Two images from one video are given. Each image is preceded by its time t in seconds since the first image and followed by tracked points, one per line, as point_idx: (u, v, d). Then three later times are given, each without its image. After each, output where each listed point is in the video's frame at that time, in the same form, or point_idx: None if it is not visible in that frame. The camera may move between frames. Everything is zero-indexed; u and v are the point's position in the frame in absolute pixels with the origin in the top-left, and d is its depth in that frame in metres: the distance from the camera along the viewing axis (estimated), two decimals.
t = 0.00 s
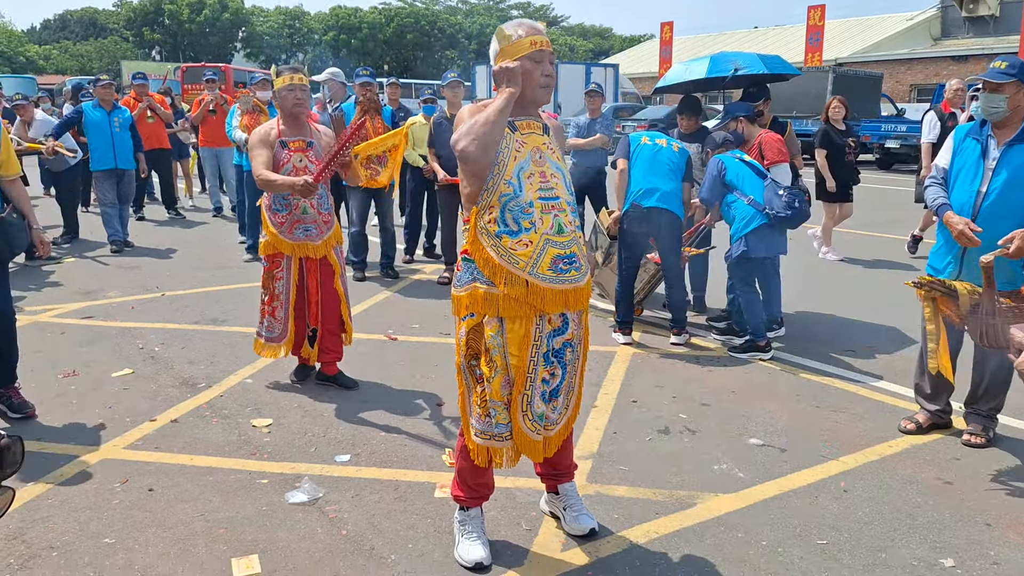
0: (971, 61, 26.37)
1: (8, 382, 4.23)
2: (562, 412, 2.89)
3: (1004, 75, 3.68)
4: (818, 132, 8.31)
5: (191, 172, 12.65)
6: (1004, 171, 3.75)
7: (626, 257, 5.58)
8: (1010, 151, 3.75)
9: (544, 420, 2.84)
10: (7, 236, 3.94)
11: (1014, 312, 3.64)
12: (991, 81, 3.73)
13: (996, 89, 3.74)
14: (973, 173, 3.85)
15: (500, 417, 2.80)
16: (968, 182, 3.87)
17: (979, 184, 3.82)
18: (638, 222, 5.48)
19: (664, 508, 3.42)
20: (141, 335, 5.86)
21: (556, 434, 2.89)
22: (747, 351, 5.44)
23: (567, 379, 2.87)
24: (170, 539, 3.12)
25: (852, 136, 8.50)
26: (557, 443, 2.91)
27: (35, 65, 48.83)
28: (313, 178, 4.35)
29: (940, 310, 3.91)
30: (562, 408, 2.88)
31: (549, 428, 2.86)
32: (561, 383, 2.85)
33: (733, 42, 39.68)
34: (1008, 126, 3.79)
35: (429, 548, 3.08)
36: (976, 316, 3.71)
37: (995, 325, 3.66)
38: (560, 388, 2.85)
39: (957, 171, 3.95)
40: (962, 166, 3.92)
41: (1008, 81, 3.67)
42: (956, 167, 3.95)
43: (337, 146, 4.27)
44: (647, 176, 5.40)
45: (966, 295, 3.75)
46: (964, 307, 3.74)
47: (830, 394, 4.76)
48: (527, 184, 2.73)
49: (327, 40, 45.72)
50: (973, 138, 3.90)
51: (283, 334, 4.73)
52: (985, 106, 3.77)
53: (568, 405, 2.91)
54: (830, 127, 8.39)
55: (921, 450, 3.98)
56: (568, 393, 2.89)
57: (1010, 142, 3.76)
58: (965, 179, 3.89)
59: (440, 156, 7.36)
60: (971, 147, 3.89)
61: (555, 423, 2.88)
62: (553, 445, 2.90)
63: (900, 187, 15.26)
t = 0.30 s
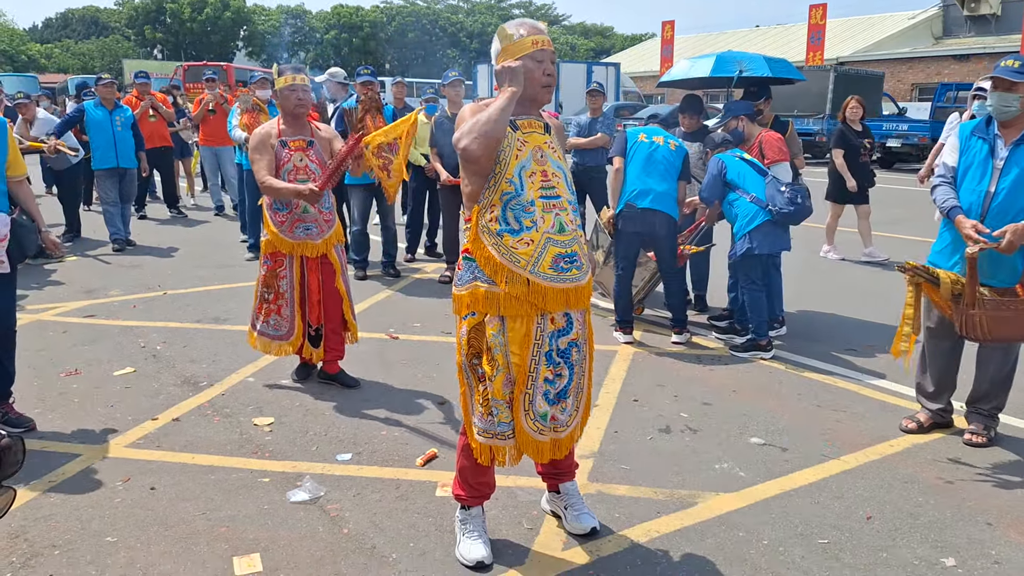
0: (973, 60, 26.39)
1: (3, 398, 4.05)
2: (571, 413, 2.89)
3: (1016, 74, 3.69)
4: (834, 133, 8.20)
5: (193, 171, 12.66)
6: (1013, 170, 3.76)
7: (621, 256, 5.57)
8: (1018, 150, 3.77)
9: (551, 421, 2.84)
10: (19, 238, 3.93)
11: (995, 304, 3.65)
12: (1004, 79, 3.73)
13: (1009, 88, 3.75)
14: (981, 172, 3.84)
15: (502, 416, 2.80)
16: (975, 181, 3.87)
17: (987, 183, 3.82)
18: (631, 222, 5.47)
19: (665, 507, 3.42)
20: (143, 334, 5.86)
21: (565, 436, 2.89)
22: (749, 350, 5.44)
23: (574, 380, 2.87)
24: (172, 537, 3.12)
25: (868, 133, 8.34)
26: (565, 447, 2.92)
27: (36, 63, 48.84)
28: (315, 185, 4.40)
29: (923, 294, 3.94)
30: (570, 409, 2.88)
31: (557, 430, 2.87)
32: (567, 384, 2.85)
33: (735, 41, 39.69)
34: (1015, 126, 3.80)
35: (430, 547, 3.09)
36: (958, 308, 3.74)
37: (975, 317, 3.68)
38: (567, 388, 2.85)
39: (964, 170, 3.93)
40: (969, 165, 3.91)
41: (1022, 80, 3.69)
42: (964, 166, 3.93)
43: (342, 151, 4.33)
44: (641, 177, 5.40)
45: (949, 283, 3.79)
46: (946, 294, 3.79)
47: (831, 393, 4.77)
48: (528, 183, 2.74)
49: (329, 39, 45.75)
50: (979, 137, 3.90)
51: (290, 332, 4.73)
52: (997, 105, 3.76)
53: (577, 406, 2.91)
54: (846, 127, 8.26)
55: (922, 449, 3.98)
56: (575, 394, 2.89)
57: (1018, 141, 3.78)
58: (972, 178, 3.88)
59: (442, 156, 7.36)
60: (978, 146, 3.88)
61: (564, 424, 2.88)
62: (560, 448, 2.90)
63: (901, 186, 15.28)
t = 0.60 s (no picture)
0: (975, 59, 26.37)
1: (3, 398, 4.04)
2: (590, 414, 2.88)
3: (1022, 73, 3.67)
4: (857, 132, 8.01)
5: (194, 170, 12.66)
6: (1018, 169, 3.75)
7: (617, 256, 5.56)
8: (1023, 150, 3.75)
9: (565, 421, 2.82)
10: (28, 237, 4.42)
11: (986, 300, 3.64)
12: (1012, 79, 3.70)
13: (1018, 87, 3.71)
14: (985, 171, 3.84)
15: (504, 414, 2.80)
16: (980, 180, 3.86)
17: (992, 182, 3.82)
18: (627, 221, 5.47)
19: (667, 506, 3.42)
20: (145, 333, 5.87)
21: (586, 437, 2.87)
22: (750, 349, 5.43)
23: (587, 379, 2.85)
24: (173, 536, 3.12)
25: (889, 134, 8.17)
26: (587, 449, 2.90)
27: (37, 62, 48.89)
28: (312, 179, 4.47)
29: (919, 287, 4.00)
30: (587, 410, 2.86)
31: (578, 431, 2.85)
32: (582, 384, 2.83)
33: (737, 41, 39.68)
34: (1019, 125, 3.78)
35: (432, 546, 3.09)
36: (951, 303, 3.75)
37: (965, 312, 3.67)
38: (582, 388, 2.83)
39: (968, 170, 3.93)
40: (973, 164, 3.90)
41: None
42: (969, 166, 3.92)
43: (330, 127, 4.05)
44: (637, 176, 5.41)
45: (941, 278, 3.85)
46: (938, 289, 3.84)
47: (832, 393, 4.76)
48: (529, 181, 2.73)
49: (330, 38, 45.77)
50: (983, 137, 3.89)
51: (289, 331, 4.72)
52: (1003, 104, 3.73)
53: (594, 406, 2.90)
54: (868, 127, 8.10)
55: (924, 449, 3.98)
56: (590, 393, 2.88)
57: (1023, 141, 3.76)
58: (976, 177, 3.88)
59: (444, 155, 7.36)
60: (983, 145, 3.87)
61: (583, 426, 2.86)
62: (580, 450, 2.88)
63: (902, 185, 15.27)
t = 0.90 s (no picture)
0: (976, 59, 26.39)
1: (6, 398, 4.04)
2: (606, 413, 2.88)
3: None
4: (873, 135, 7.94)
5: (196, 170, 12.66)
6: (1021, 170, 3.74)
7: (618, 257, 5.56)
8: None
9: (580, 420, 2.82)
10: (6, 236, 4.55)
11: (985, 297, 3.64)
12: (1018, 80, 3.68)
13: None
14: (988, 172, 3.84)
15: (504, 414, 2.79)
16: (983, 180, 3.85)
17: (994, 182, 3.81)
18: (627, 222, 5.47)
19: (668, 507, 3.42)
20: (147, 333, 5.87)
21: (605, 436, 2.88)
22: (751, 350, 5.43)
23: (598, 378, 2.86)
24: (176, 536, 3.13)
25: (910, 135, 8.06)
26: (607, 447, 2.91)
27: (39, 62, 48.94)
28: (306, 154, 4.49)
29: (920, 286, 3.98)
30: (602, 409, 2.87)
31: (596, 431, 2.85)
32: (596, 383, 2.84)
33: (738, 41, 39.68)
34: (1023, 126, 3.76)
35: (433, 547, 3.09)
36: (950, 300, 3.77)
37: (964, 309, 3.70)
38: (595, 387, 2.84)
39: (971, 170, 3.92)
40: (977, 164, 3.89)
41: None
42: (971, 165, 3.92)
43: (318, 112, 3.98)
44: (637, 177, 5.40)
45: (944, 274, 3.83)
46: (939, 285, 3.83)
47: (834, 393, 4.76)
48: (532, 181, 2.73)
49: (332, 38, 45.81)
50: (986, 137, 3.88)
51: (285, 331, 4.72)
52: (1007, 103, 3.73)
53: (607, 405, 2.90)
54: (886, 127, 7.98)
55: (925, 450, 3.98)
56: (603, 393, 2.88)
57: None
58: (979, 178, 3.88)
59: (446, 156, 7.36)
60: (986, 145, 3.86)
61: (600, 425, 2.87)
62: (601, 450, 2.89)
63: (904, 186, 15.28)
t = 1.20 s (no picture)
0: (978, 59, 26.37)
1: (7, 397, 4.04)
2: (594, 413, 2.88)
3: None
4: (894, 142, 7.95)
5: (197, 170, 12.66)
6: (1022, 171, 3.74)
7: (619, 257, 5.56)
8: None
9: (573, 420, 2.82)
10: None
11: (982, 296, 3.62)
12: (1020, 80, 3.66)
13: None
14: (989, 172, 3.84)
15: (504, 413, 2.79)
16: (983, 180, 3.85)
17: (996, 182, 3.81)
18: (627, 221, 5.47)
19: (669, 507, 3.42)
20: (148, 332, 5.87)
21: (592, 436, 2.87)
22: (752, 350, 5.42)
23: (592, 379, 2.86)
24: (177, 535, 3.13)
25: (928, 137, 8.09)
26: (592, 447, 2.91)
27: (41, 62, 48.96)
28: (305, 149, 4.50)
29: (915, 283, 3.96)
30: (592, 409, 2.87)
31: (585, 431, 2.85)
32: (588, 383, 2.84)
33: (739, 40, 39.66)
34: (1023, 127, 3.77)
35: (434, 546, 3.09)
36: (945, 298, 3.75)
37: (960, 307, 3.68)
38: (588, 388, 2.84)
39: (971, 170, 3.92)
40: (977, 164, 3.89)
41: None
42: (971, 165, 3.92)
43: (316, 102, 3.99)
44: (638, 176, 5.40)
45: (942, 271, 3.81)
46: (936, 282, 3.80)
47: (835, 393, 4.75)
48: (533, 181, 2.73)
49: (334, 37, 45.82)
50: (987, 137, 3.87)
51: (289, 330, 4.72)
52: (1008, 103, 3.71)
53: (598, 405, 2.91)
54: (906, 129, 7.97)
55: (926, 450, 3.97)
56: (595, 393, 2.88)
57: None
58: (979, 178, 3.87)
59: (447, 155, 7.35)
60: (986, 145, 3.86)
61: (589, 425, 2.86)
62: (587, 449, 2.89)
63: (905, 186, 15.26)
